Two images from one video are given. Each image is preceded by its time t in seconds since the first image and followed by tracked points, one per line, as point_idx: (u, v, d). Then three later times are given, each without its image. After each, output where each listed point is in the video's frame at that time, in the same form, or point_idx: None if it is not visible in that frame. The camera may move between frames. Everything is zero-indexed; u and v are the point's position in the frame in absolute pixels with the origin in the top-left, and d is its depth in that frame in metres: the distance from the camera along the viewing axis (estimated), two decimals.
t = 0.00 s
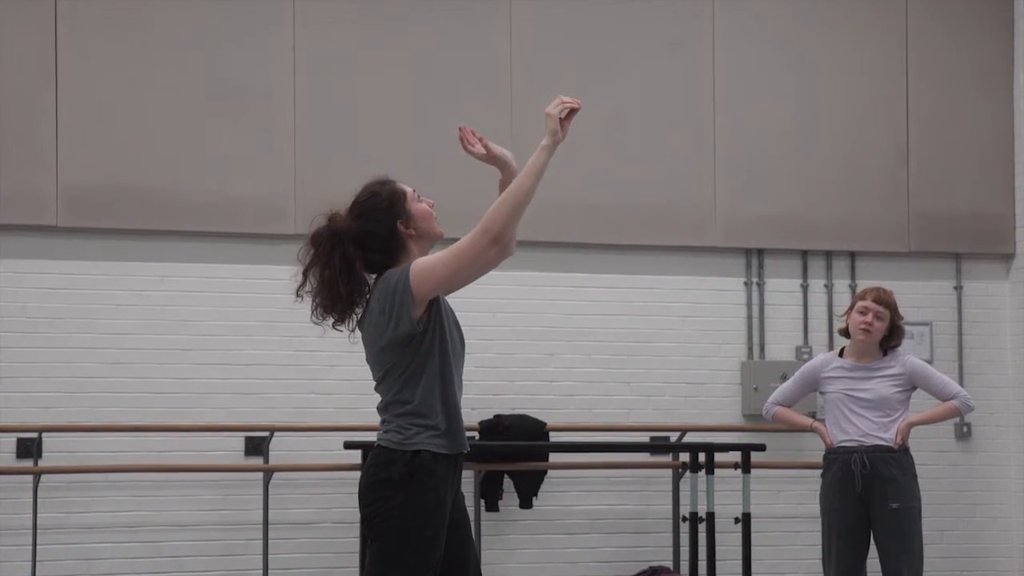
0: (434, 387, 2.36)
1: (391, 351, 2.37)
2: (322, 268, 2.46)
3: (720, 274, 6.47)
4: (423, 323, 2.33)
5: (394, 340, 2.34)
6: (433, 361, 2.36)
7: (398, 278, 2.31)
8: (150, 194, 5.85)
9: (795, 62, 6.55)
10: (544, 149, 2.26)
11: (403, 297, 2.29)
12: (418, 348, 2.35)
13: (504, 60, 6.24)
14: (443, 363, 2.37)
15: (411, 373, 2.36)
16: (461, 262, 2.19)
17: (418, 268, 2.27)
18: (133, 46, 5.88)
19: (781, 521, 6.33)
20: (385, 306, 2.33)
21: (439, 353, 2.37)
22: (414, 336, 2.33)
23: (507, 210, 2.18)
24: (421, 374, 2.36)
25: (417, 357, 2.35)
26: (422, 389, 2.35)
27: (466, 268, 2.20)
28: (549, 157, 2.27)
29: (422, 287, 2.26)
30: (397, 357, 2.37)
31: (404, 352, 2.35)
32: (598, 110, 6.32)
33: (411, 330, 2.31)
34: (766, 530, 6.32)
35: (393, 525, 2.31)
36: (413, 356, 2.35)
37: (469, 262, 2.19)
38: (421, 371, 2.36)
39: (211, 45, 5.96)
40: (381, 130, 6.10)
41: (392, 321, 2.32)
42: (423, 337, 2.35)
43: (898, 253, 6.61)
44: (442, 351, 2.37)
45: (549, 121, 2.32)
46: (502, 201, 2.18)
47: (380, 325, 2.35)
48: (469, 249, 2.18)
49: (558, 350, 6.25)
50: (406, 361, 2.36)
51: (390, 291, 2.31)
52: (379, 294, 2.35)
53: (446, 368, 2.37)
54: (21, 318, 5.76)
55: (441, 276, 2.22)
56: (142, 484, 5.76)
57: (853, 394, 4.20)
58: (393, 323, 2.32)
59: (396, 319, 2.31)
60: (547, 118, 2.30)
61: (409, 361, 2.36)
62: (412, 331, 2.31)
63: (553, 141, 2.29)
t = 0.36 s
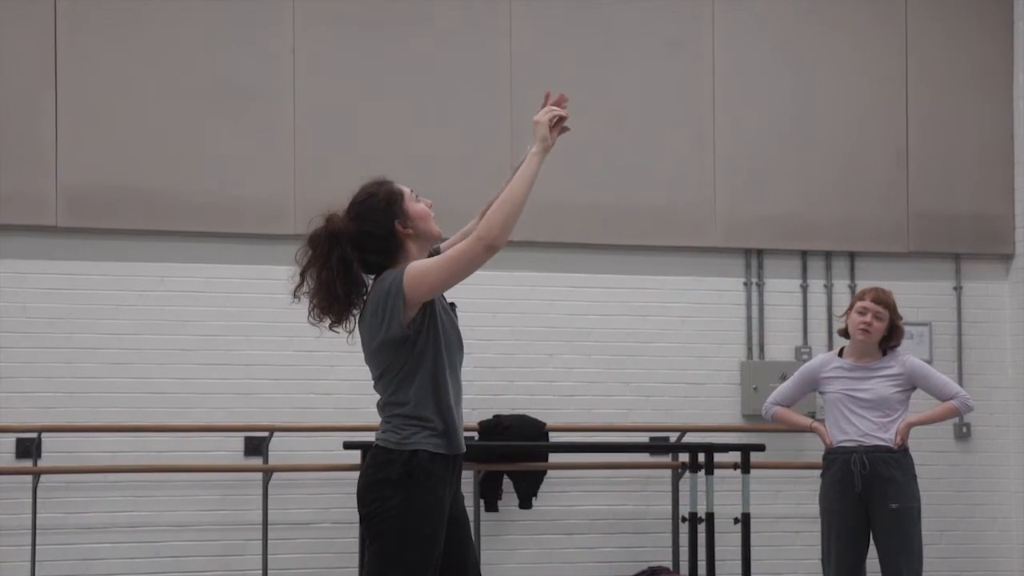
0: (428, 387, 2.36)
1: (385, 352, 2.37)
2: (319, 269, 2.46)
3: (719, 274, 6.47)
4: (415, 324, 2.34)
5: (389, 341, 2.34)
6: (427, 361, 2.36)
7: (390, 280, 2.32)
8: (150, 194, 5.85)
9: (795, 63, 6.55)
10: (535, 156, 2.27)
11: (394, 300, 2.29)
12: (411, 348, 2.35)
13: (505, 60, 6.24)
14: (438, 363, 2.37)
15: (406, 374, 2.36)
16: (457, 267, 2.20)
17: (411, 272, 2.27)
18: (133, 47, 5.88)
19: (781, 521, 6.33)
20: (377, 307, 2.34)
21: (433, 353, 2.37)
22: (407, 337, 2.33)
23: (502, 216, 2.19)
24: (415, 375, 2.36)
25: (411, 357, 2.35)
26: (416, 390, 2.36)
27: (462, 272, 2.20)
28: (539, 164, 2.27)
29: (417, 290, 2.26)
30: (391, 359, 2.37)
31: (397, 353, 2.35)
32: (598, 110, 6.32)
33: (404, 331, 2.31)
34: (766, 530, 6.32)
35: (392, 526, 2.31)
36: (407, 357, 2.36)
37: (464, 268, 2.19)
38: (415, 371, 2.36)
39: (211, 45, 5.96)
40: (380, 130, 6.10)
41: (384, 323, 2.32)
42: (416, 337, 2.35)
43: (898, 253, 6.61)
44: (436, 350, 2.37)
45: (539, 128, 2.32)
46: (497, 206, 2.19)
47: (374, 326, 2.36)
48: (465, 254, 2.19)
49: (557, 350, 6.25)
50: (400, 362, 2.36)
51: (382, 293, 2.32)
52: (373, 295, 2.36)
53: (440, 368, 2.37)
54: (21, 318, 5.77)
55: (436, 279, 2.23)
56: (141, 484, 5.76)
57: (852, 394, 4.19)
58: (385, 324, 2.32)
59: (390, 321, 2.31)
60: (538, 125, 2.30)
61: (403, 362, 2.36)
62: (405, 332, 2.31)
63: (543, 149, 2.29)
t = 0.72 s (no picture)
0: (434, 388, 2.36)
1: (391, 352, 2.37)
2: (320, 271, 2.46)
3: (718, 274, 6.47)
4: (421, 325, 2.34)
5: (395, 340, 2.34)
6: (433, 361, 2.36)
7: (397, 280, 2.32)
8: (149, 194, 5.84)
9: (794, 64, 6.56)
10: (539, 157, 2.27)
11: (402, 299, 2.30)
12: (418, 348, 2.35)
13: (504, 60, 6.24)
14: (444, 364, 2.37)
15: (411, 375, 2.36)
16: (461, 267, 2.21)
17: (416, 273, 2.28)
18: (132, 46, 5.88)
19: (779, 521, 6.33)
20: (384, 307, 2.34)
21: (439, 354, 2.36)
22: (413, 338, 2.33)
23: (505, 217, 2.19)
24: (421, 375, 2.36)
25: (417, 358, 2.35)
26: (421, 390, 2.35)
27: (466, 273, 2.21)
28: (543, 165, 2.28)
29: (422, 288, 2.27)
30: (397, 359, 2.37)
31: (403, 353, 2.35)
32: (597, 110, 6.32)
33: (411, 330, 2.31)
34: (764, 530, 6.32)
35: (394, 527, 2.31)
36: (413, 357, 2.35)
37: (467, 268, 2.20)
38: (421, 372, 2.36)
39: (210, 45, 5.96)
40: (379, 130, 6.10)
41: (391, 322, 2.33)
42: (423, 337, 2.35)
43: (896, 253, 6.62)
44: (442, 351, 2.37)
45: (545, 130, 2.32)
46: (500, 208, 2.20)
47: (380, 325, 2.36)
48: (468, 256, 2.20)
49: (556, 350, 6.26)
50: (406, 362, 2.36)
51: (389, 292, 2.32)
52: (379, 295, 2.36)
53: (446, 369, 2.37)
54: (19, 318, 5.76)
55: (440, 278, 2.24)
56: (139, 484, 5.76)
57: (850, 394, 4.19)
58: (392, 324, 2.32)
59: (396, 319, 2.32)
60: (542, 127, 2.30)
61: (409, 362, 2.36)
62: (411, 332, 2.32)
63: (547, 150, 2.29)
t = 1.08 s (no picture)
0: (437, 388, 2.36)
1: (395, 352, 2.36)
2: (320, 273, 2.43)
3: (715, 273, 6.47)
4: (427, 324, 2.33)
5: (400, 340, 2.33)
6: (437, 362, 2.36)
7: (403, 279, 2.31)
8: (146, 192, 5.84)
9: (792, 64, 6.56)
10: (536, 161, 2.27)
11: (409, 297, 2.29)
12: (423, 349, 2.34)
13: (501, 59, 6.24)
14: (447, 364, 2.37)
15: (415, 375, 2.35)
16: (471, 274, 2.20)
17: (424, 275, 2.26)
18: (130, 46, 5.87)
19: (776, 520, 6.34)
20: (390, 306, 2.33)
21: (443, 355, 2.36)
22: (419, 338, 2.33)
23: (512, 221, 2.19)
24: (425, 375, 2.36)
25: (421, 358, 2.35)
26: (425, 391, 2.35)
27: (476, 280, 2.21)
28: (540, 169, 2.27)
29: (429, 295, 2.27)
30: (401, 359, 2.36)
31: (408, 353, 2.35)
32: (594, 110, 6.32)
33: (416, 331, 2.31)
34: (761, 529, 6.33)
35: (396, 527, 2.31)
36: (418, 357, 2.35)
37: (476, 278, 2.20)
38: (425, 372, 2.36)
39: (208, 44, 5.95)
40: (376, 129, 6.09)
41: (397, 323, 2.32)
42: (428, 337, 2.34)
43: (893, 253, 6.62)
44: (446, 352, 2.37)
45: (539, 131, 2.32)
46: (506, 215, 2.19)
47: (384, 325, 2.35)
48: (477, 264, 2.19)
49: (553, 350, 6.26)
50: (411, 362, 2.35)
51: (396, 293, 2.32)
52: (383, 295, 2.35)
53: (450, 369, 2.37)
54: (17, 317, 5.76)
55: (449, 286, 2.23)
56: (136, 483, 5.76)
57: (847, 393, 4.20)
58: (399, 324, 2.32)
59: (401, 320, 2.31)
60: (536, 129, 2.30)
61: (413, 362, 2.35)
62: (417, 332, 2.31)
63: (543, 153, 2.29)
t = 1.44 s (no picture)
0: (431, 386, 2.35)
1: (392, 348, 2.36)
2: (319, 270, 2.41)
3: (713, 270, 6.47)
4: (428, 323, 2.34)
5: (396, 335, 2.34)
6: (433, 361, 2.36)
7: (408, 278, 2.35)
8: (143, 190, 5.83)
9: (789, 62, 6.56)
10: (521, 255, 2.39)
11: (415, 294, 2.33)
12: (420, 346, 2.35)
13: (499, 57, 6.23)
14: (443, 364, 2.37)
15: (409, 371, 2.35)
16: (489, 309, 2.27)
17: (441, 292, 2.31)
18: (127, 43, 5.86)
19: (773, 518, 6.34)
20: (392, 302, 2.35)
21: (438, 352, 2.37)
22: (416, 334, 2.34)
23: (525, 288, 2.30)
24: (419, 372, 2.35)
25: (417, 355, 2.35)
26: (419, 388, 2.34)
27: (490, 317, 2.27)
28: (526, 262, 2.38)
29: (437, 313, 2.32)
30: (396, 356, 2.36)
31: (403, 349, 2.35)
32: (592, 107, 6.32)
33: (413, 324, 2.33)
34: (758, 527, 6.33)
35: (387, 524, 2.31)
36: (414, 354, 2.35)
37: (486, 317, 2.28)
38: (419, 369, 2.35)
39: (205, 41, 5.94)
40: (374, 127, 6.09)
41: (397, 317, 2.34)
42: (426, 335, 2.35)
43: (890, 251, 6.63)
44: (443, 351, 2.37)
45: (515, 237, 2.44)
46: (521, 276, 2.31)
47: (382, 321, 2.36)
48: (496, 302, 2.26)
49: (550, 348, 6.26)
50: (406, 358, 2.36)
51: (399, 288, 2.35)
52: (383, 291, 2.37)
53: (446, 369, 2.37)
54: (13, 315, 5.75)
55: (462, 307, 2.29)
56: (133, 481, 5.75)
57: (845, 391, 4.20)
58: (399, 318, 2.34)
59: (401, 314, 2.34)
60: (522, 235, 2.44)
61: (408, 358, 2.36)
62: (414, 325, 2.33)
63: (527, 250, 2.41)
